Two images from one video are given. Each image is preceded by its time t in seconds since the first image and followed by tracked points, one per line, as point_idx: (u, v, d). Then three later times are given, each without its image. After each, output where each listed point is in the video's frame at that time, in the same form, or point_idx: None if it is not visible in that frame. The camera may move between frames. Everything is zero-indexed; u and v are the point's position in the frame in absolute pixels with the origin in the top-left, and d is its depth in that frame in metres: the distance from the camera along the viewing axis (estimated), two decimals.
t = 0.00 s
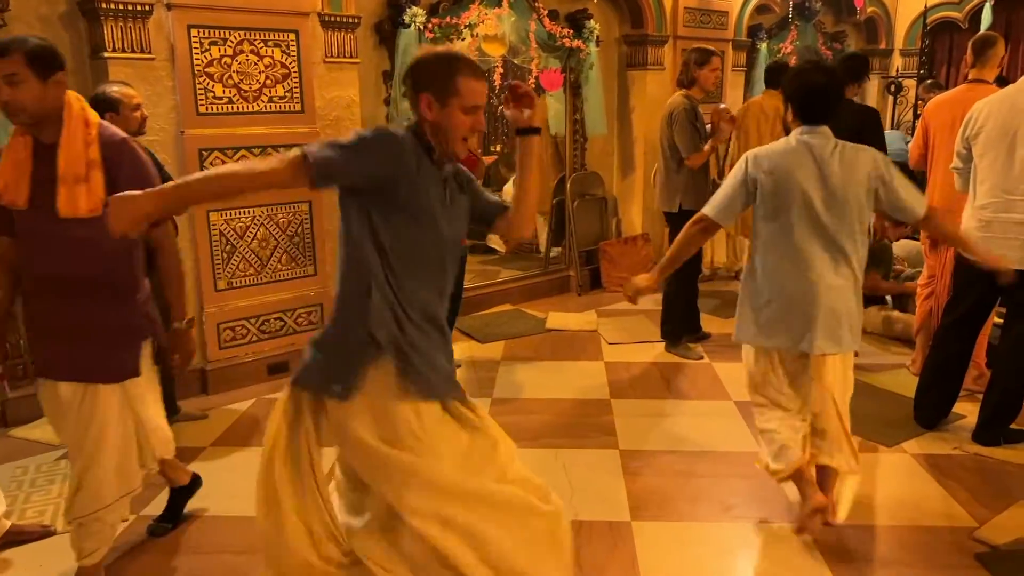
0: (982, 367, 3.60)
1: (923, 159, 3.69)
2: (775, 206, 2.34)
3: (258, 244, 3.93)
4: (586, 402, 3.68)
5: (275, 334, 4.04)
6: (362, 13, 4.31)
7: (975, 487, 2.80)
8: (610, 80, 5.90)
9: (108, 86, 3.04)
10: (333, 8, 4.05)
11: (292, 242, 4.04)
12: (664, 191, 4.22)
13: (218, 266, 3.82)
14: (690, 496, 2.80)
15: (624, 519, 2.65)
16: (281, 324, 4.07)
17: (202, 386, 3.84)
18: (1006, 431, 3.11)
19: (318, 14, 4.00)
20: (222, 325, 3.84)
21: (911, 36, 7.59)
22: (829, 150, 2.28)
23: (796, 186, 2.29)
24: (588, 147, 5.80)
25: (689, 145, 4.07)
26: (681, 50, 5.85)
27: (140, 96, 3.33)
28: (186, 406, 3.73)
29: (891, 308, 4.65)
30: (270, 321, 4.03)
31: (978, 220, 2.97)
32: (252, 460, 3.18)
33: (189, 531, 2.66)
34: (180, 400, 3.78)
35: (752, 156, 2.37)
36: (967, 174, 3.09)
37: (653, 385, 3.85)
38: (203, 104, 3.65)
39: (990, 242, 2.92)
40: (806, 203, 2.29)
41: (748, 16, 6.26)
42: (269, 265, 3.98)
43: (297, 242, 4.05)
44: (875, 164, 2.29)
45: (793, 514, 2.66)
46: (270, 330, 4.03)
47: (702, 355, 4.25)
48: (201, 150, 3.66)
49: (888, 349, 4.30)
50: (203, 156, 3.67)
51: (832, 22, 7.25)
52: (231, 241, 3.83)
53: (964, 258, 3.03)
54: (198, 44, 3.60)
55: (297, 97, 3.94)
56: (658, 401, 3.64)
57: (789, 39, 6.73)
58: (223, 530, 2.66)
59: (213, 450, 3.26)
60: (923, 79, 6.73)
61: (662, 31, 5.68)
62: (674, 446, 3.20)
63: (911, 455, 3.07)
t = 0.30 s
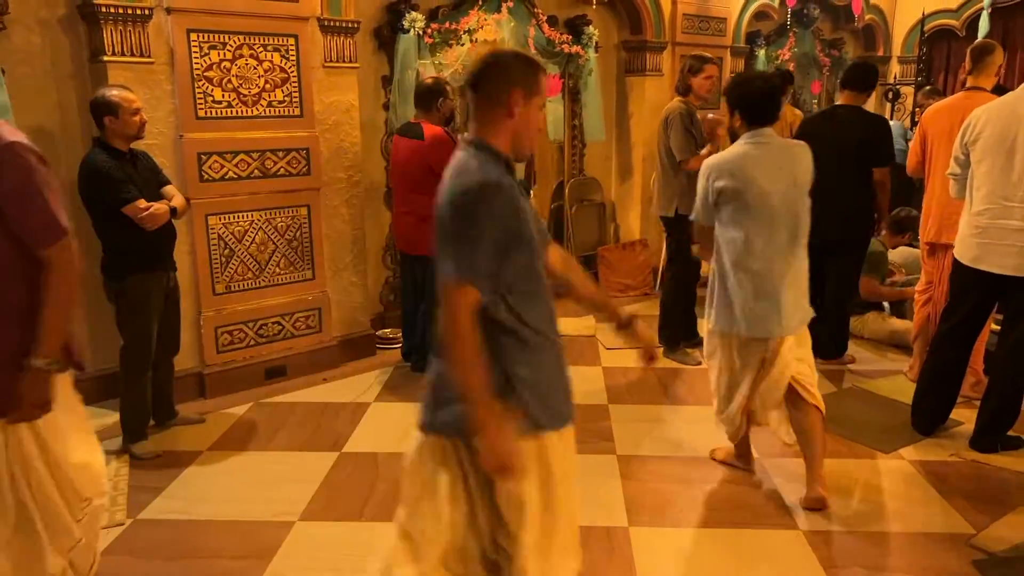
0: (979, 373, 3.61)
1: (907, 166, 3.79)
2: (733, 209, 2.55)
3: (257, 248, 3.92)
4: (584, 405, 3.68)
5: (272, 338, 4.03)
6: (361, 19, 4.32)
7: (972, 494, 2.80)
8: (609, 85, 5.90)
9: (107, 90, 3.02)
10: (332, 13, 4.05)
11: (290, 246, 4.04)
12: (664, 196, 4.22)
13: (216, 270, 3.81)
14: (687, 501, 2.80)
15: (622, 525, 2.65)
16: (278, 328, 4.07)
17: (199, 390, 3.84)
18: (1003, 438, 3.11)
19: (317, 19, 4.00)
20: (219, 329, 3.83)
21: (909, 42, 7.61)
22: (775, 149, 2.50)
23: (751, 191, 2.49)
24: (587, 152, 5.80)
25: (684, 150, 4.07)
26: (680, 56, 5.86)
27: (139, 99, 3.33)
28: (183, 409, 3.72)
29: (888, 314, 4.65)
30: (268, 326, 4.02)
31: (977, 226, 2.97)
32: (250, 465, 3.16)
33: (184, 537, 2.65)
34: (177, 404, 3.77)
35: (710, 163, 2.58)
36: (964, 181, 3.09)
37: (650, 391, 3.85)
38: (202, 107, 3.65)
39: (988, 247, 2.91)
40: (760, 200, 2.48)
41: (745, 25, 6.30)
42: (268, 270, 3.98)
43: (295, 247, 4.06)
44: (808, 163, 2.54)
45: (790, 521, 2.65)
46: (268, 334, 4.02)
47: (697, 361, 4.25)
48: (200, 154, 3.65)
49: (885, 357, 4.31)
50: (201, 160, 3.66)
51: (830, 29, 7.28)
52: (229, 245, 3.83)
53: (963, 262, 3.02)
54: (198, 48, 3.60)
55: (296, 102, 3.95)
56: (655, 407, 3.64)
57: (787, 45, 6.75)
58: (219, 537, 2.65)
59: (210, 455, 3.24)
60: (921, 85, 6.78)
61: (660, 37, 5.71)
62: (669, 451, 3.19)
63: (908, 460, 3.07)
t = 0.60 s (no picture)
0: (978, 372, 3.61)
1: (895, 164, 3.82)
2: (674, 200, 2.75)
3: (257, 248, 3.93)
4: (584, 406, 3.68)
5: (272, 338, 4.03)
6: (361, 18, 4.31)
7: (972, 493, 2.80)
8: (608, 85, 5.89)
9: (105, 90, 3.02)
10: (332, 13, 4.06)
11: (289, 246, 4.04)
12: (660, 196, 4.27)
13: (215, 270, 3.81)
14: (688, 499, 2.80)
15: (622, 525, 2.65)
16: (278, 328, 4.07)
17: (200, 390, 3.85)
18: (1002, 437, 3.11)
19: (317, 19, 4.01)
20: (219, 329, 3.83)
21: (909, 42, 7.61)
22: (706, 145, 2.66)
23: (694, 184, 2.66)
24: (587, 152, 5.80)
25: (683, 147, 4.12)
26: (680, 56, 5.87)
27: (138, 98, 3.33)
28: (183, 409, 3.72)
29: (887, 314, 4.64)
30: (267, 325, 4.02)
31: (977, 224, 2.97)
32: (250, 464, 3.17)
33: (183, 537, 2.65)
34: (178, 404, 3.78)
35: (652, 153, 2.81)
36: (965, 178, 3.10)
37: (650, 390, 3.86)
38: (202, 107, 3.65)
39: (988, 245, 2.92)
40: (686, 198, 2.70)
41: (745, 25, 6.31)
42: (267, 269, 3.98)
43: (295, 246, 4.06)
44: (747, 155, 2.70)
45: (791, 520, 2.65)
46: (268, 334, 4.02)
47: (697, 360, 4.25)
48: (200, 153, 3.65)
49: (887, 356, 4.30)
50: (201, 160, 3.66)
51: (830, 28, 7.29)
52: (229, 245, 3.83)
53: (963, 259, 3.02)
54: (197, 47, 3.60)
55: (296, 101, 3.94)
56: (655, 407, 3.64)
57: (787, 45, 6.76)
58: (218, 537, 2.64)
59: (210, 455, 3.24)
60: (921, 84, 6.79)
61: (660, 37, 5.71)
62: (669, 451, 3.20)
63: (908, 459, 3.07)
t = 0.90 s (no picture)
0: (965, 369, 3.62)
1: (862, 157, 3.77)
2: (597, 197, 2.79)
3: (245, 249, 3.91)
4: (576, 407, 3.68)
5: (261, 340, 4.01)
6: (349, 18, 4.30)
7: (960, 489, 2.82)
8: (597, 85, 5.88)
9: (92, 91, 3.00)
10: (321, 14, 4.06)
11: (278, 247, 4.03)
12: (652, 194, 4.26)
13: (203, 272, 3.79)
14: (679, 498, 2.81)
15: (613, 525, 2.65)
16: (267, 330, 4.05)
17: (188, 393, 3.83)
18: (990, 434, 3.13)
19: (305, 19, 4.00)
20: (208, 331, 3.81)
21: (896, 41, 7.66)
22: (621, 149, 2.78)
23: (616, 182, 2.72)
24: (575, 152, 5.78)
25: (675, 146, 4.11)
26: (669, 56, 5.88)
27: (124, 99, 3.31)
28: (171, 412, 3.70)
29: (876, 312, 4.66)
30: (256, 327, 4.00)
31: (964, 220, 2.98)
32: (240, 466, 3.15)
33: (173, 540, 2.63)
34: (166, 407, 3.75)
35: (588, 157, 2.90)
36: (951, 174, 3.12)
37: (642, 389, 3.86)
38: (189, 108, 3.63)
39: (975, 241, 2.93)
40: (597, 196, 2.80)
41: (734, 25, 6.37)
42: (256, 271, 3.97)
43: (283, 248, 4.04)
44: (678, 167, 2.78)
45: (780, 518, 2.66)
46: (257, 335, 4.00)
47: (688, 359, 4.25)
48: (188, 154, 3.63)
49: (875, 354, 4.32)
50: (189, 161, 3.64)
51: (818, 28, 7.32)
52: (217, 247, 3.81)
53: (949, 256, 3.03)
54: (184, 48, 3.58)
55: (284, 102, 3.93)
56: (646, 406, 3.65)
57: (775, 45, 6.79)
58: (208, 539, 2.63)
59: (199, 457, 3.23)
60: (908, 84, 6.82)
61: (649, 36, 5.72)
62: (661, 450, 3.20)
63: (897, 457, 3.08)
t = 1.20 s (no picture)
0: (933, 366, 3.69)
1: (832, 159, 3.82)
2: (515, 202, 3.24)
3: (215, 256, 3.86)
4: (551, 410, 3.68)
5: (233, 348, 3.97)
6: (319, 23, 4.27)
7: (930, 484, 2.86)
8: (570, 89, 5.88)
9: (56, 98, 2.95)
10: (290, 18, 4.03)
11: (249, 254, 3.99)
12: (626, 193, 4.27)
13: (173, 279, 3.75)
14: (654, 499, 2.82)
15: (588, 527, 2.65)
16: (239, 337, 4.01)
17: (159, 402, 3.77)
18: (957, 429, 3.18)
19: (273, 24, 3.97)
20: (178, 339, 3.77)
21: (863, 44, 7.78)
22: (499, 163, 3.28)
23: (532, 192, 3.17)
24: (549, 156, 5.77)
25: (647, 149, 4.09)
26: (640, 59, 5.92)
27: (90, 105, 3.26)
28: (141, 422, 3.65)
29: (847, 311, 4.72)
30: (228, 335, 3.96)
31: (923, 218, 3.03)
32: (212, 476, 3.11)
33: (144, 552, 2.59)
34: (136, 417, 3.70)
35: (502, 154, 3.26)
36: (912, 173, 3.14)
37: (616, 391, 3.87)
38: (157, 114, 3.59)
39: (933, 239, 2.98)
40: (487, 206, 3.34)
41: (704, 26, 6.43)
42: (226, 278, 3.92)
43: (255, 254, 4.00)
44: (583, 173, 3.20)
45: (755, 517, 2.68)
46: (228, 343, 3.96)
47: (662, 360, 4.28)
48: (155, 161, 3.59)
49: (847, 352, 4.37)
50: (156, 167, 3.60)
51: (786, 30, 7.42)
52: (187, 254, 3.76)
53: (909, 252, 3.08)
54: (151, 53, 3.54)
55: (253, 107, 3.89)
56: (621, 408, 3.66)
57: (744, 48, 6.87)
58: (180, 551, 2.60)
59: (171, 468, 3.18)
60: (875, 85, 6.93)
61: (620, 39, 5.75)
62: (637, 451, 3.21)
63: (868, 454, 3.12)
